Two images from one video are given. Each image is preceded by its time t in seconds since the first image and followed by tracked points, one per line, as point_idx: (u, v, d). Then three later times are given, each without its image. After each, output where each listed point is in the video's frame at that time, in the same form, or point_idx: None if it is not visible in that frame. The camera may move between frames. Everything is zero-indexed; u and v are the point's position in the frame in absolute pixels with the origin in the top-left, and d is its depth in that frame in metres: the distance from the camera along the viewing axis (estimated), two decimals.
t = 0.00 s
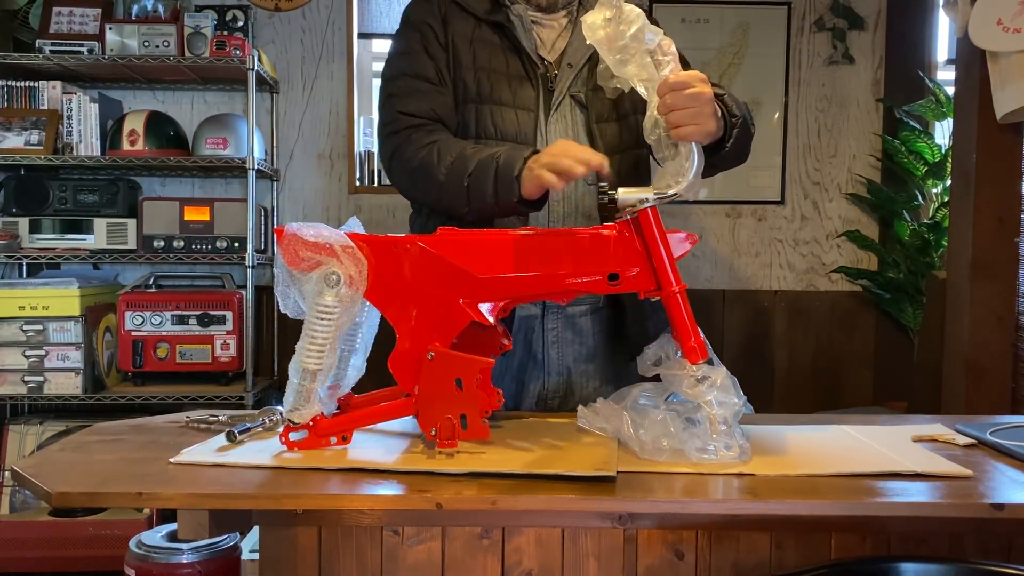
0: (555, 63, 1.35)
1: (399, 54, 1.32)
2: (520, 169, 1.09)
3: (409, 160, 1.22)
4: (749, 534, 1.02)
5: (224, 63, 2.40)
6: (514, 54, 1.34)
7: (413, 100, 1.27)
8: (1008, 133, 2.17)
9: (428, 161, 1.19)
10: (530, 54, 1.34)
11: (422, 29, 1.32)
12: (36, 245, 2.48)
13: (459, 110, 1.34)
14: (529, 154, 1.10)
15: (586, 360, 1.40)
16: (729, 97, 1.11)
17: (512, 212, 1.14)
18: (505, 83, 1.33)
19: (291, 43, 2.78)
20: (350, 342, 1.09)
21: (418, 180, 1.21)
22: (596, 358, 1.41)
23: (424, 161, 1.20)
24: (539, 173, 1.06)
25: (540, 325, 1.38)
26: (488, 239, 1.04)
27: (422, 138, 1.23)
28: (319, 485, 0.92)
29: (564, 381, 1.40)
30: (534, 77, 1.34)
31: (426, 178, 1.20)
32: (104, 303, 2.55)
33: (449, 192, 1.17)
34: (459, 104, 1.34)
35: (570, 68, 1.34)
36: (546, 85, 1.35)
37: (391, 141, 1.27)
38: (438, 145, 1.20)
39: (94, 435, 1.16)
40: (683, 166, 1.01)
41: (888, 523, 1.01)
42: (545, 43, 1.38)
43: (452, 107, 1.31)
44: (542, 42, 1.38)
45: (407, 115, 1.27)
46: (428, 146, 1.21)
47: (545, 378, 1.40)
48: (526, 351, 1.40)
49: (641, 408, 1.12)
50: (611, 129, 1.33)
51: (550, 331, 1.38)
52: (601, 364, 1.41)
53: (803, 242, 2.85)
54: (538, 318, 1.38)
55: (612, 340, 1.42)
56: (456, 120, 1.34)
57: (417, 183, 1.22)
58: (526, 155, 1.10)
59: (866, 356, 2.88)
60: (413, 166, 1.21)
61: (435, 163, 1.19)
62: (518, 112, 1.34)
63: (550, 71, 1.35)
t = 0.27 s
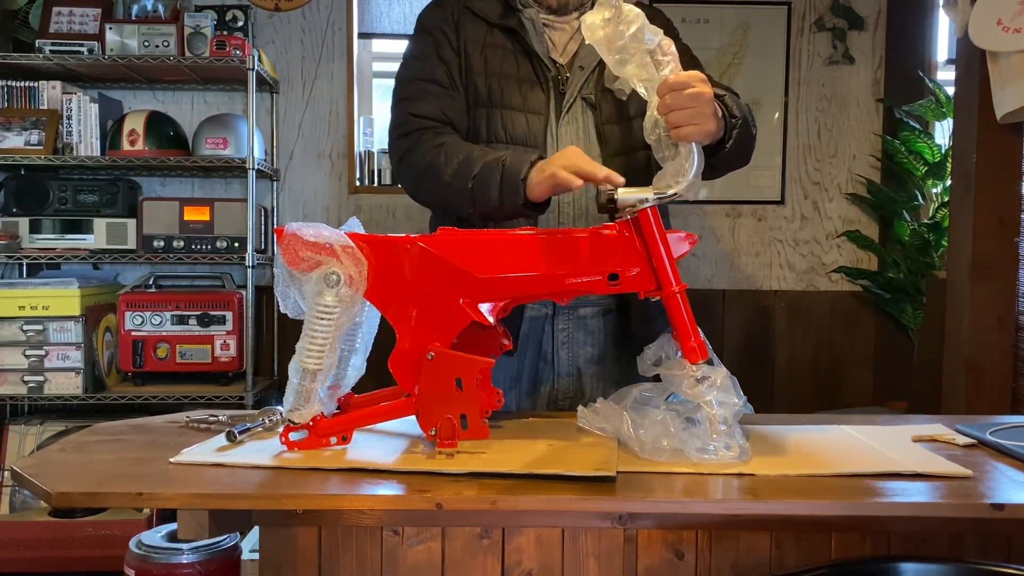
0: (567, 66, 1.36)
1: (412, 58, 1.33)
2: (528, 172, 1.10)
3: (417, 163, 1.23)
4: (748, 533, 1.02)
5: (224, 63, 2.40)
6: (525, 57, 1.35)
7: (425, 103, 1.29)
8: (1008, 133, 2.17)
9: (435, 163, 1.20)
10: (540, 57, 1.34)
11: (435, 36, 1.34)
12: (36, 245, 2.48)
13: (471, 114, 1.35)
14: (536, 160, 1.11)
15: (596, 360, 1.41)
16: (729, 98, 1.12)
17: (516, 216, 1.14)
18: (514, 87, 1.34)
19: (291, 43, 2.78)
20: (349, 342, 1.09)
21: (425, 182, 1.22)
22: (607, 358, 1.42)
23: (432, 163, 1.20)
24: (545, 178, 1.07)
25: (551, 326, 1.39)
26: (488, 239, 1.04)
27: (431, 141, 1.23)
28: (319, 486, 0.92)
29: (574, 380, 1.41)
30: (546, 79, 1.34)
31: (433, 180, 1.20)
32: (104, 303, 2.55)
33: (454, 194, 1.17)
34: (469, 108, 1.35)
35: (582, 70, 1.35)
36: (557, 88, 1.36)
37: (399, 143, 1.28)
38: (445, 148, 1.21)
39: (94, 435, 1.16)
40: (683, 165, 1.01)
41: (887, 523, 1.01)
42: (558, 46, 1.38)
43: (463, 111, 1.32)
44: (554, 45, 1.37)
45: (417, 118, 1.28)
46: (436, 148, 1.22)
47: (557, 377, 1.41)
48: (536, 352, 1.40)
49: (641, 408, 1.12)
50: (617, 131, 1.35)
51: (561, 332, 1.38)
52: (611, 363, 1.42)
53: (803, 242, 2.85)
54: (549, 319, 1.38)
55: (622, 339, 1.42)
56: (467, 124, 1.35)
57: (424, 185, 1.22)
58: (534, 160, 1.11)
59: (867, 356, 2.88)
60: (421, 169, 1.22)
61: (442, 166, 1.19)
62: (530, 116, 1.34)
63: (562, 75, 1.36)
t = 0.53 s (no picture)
0: (553, 68, 1.36)
1: (399, 61, 1.35)
2: (517, 175, 1.10)
3: (408, 169, 1.24)
4: (748, 533, 1.02)
5: (224, 63, 2.40)
6: (511, 60, 1.35)
7: (414, 107, 1.29)
8: (1008, 133, 2.17)
9: (427, 169, 1.20)
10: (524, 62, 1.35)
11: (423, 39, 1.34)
12: (36, 245, 2.48)
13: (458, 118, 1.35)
14: (525, 162, 1.11)
15: (585, 362, 1.40)
16: (729, 96, 1.12)
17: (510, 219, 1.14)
18: (501, 89, 1.34)
19: (291, 43, 2.78)
20: (349, 342, 1.09)
21: (417, 189, 1.22)
22: (597, 360, 1.41)
23: (423, 169, 1.21)
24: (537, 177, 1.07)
25: (539, 328, 1.39)
26: (488, 239, 1.04)
27: (423, 147, 1.24)
28: (319, 485, 0.92)
29: (564, 382, 1.41)
30: (533, 81, 1.35)
31: (425, 185, 1.21)
32: (104, 303, 2.55)
33: (447, 199, 1.17)
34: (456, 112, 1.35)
35: (568, 72, 1.34)
36: (543, 90, 1.35)
37: (391, 149, 1.29)
38: (437, 153, 1.21)
39: (94, 435, 1.16)
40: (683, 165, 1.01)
41: (887, 523, 1.01)
42: (543, 48, 1.39)
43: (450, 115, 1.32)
44: (539, 47, 1.39)
45: (406, 124, 1.28)
46: (427, 154, 1.22)
47: (547, 379, 1.41)
48: (526, 353, 1.41)
49: (641, 408, 1.12)
50: (611, 133, 1.34)
51: (548, 334, 1.38)
52: (601, 365, 1.41)
53: (803, 242, 2.85)
54: (536, 321, 1.39)
55: (612, 340, 1.42)
56: (455, 128, 1.35)
57: (416, 191, 1.23)
58: (523, 163, 1.11)
59: (866, 356, 2.88)
60: (413, 175, 1.23)
61: (433, 171, 1.19)
62: (518, 120, 1.34)
63: (548, 77, 1.36)
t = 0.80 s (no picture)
0: (520, 70, 1.37)
1: (363, 63, 1.34)
2: (503, 173, 1.12)
3: (383, 173, 1.23)
4: (749, 533, 1.02)
5: (224, 63, 2.40)
6: (479, 62, 1.36)
7: (384, 110, 1.28)
8: (1008, 133, 2.17)
9: (405, 173, 1.20)
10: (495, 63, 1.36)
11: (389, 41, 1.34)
12: (36, 245, 2.48)
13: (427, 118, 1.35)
14: (510, 159, 1.13)
15: (560, 361, 1.40)
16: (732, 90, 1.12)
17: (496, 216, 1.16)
18: (470, 91, 1.35)
19: (292, 43, 2.78)
20: (349, 342, 1.09)
21: (396, 193, 1.22)
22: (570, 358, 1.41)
23: (402, 172, 1.20)
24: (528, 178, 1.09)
25: (513, 330, 1.38)
26: (489, 239, 1.04)
27: (397, 150, 1.23)
28: (320, 486, 0.92)
29: (541, 383, 1.40)
30: (499, 82, 1.36)
31: (404, 189, 1.20)
32: (104, 303, 2.55)
33: (430, 202, 1.18)
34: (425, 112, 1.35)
35: (536, 74, 1.36)
36: (513, 91, 1.37)
37: (363, 154, 1.27)
38: (414, 156, 1.21)
39: (94, 435, 1.16)
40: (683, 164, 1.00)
41: (888, 523, 1.01)
42: (511, 48, 1.41)
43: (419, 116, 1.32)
44: (507, 48, 1.41)
45: (375, 128, 1.27)
46: (403, 157, 1.21)
47: (522, 381, 1.40)
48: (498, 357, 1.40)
49: (640, 408, 1.12)
50: (581, 129, 1.37)
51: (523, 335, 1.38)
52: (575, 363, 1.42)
53: (803, 242, 2.85)
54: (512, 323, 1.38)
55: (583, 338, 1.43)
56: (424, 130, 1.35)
57: (394, 195, 1.22)
58: (507, 160, 1.13)
59: (865, 356, 2.88)
60: (390, 178, 1.22)
61: (413, 174, 1.19)
62: (487, 121, 1.36)
63: (516, 78, 1.37)
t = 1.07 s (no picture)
0: (519, 70, 1.39)
1: (366, 73, 1.34)
2: (519, 188, 1.12)
3: (394, 180, 1.25)
4: (749, 533, 1.02)
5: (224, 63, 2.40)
6: (478, 66, 1.37)
7: (389, 118, 1.29)
8: (1008, 133, 2.17)
9: (417, 181, 1.21)
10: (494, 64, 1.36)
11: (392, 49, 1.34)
12: (36, 245, 2.48)
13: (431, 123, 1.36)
14: (527, 171, 1.12)
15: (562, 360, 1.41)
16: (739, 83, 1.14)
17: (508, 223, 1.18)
18: (471, 93, 1.36)
19: (291, 43, 2.78)
20: (349, 342, 1.09)
21: (407, 201, 1.24)
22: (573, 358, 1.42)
23: (413, 181, 1.22)
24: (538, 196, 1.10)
25: (514, 329, 1.40)
26: (488, 239, 1.04)
27: (407, 157, 1.24)
28: (320, 486, 0.92)
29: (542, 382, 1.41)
30: (498, 83, 1.38)
31: (416, 198, 1.22)
32: (104, 303, 2.55)
33: (444, 211, 1.20)
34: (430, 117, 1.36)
35: (533, 75, 1.38)
36: (510, 92, 1.39)
37: (373, 161, 1.29)
38: (425, 164, 1.22)
39: (94, 435, 1.16)
40: (682, 163, 0.99)
41: (888, 523, 1.01)
42: (510, 50, 1.42)
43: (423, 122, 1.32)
44: (505, 49, 1.41)
45: (385, 134, 1.28)
46: (414, 166, 1.23)
47: (524, 380, 1.41)
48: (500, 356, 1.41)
49: (640, 408, 1.12)
50: (575, 130, 1.37)
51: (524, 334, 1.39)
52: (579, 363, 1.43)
53: (802, 242, 2.85)
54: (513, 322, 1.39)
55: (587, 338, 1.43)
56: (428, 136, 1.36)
57: (406, 202, 1.24)
58: (523, 173, 1.13)
59: (865, 356, 2.88)
60: (401, 186, 1.23)
61: (425, 183, 1.21)
62: (486, 122, 1.37)
63: (515, 79, 1.39)
